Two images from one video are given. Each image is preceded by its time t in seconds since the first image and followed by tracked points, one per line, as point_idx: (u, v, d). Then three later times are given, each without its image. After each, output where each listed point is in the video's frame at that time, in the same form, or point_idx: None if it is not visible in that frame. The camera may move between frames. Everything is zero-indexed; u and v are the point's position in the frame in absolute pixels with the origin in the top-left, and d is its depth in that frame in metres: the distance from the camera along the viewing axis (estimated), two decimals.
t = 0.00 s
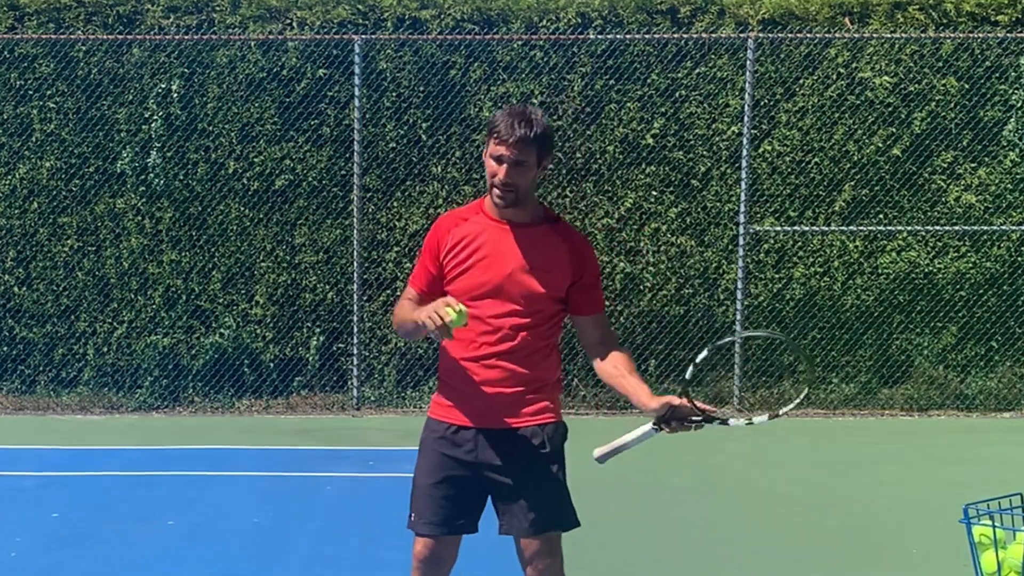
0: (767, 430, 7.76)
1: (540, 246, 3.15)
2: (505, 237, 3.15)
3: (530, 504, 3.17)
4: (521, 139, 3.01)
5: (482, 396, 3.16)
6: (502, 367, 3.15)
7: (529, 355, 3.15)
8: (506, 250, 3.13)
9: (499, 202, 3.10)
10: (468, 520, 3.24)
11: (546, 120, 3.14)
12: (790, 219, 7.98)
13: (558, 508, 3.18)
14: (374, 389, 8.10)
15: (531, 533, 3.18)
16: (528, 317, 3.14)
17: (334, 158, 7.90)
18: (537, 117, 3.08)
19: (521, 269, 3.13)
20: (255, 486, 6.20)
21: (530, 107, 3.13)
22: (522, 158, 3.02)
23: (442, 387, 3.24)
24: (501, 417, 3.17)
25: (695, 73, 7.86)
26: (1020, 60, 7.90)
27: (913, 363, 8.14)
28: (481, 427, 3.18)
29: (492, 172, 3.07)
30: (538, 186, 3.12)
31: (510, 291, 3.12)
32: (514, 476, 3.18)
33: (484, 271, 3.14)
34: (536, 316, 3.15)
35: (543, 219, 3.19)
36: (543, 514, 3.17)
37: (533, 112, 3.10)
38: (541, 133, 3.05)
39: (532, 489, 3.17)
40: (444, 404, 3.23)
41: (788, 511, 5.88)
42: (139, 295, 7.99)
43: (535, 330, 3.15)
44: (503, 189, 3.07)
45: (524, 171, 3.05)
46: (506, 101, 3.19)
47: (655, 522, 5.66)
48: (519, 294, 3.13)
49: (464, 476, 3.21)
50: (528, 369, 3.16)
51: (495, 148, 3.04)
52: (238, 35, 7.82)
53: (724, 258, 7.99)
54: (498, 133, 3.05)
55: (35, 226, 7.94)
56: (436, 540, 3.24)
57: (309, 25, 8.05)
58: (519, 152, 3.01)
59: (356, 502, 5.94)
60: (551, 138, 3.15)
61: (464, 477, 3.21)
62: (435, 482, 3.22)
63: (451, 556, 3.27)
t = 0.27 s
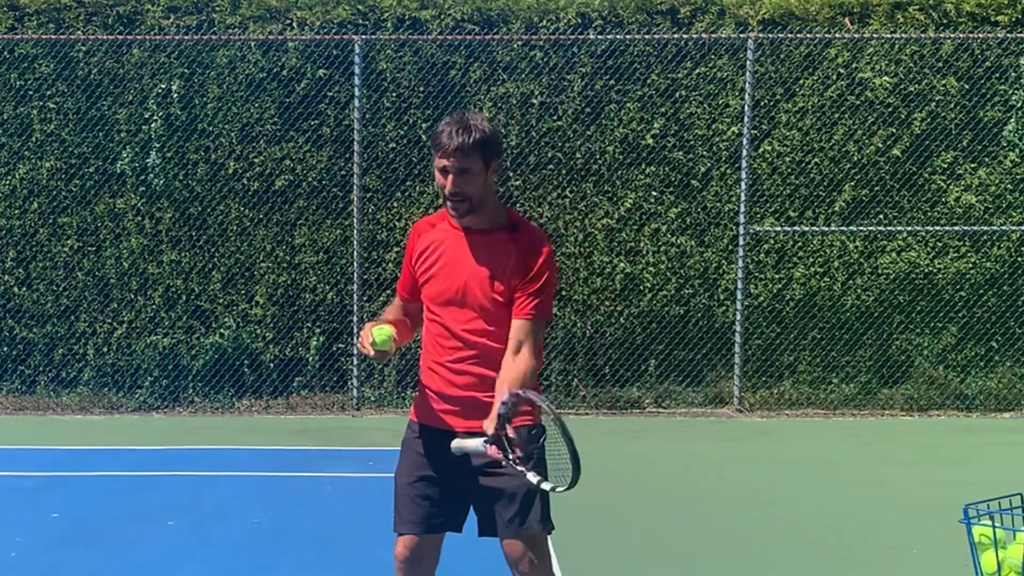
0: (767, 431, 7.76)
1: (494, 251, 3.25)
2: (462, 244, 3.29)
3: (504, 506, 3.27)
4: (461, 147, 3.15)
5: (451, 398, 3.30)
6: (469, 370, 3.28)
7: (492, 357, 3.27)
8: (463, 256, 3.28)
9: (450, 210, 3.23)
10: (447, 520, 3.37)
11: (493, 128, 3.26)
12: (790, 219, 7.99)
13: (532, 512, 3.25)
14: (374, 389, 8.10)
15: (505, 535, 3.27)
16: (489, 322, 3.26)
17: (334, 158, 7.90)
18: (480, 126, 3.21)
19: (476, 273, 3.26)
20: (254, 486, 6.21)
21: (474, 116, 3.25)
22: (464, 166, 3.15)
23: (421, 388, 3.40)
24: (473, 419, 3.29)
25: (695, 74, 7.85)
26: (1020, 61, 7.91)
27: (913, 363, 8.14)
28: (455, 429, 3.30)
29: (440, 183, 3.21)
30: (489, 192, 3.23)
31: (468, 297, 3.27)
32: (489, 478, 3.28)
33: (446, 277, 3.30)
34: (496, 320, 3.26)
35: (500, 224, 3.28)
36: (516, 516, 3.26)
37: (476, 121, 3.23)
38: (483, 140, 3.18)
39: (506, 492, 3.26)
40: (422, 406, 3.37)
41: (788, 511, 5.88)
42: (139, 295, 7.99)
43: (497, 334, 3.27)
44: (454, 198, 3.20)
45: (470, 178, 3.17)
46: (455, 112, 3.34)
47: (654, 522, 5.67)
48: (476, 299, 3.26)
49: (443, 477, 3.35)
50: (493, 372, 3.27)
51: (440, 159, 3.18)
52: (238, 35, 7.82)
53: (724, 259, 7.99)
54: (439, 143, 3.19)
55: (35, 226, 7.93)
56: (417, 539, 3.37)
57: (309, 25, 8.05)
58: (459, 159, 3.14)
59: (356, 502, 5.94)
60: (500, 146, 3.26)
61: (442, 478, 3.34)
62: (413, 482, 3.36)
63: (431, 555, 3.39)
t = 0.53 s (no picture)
0: (767, 431, 7.76)
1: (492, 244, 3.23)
2: (463, 239, 3.29)
3: (506, 508, 3.23)
4: (460, 135, 3.16)
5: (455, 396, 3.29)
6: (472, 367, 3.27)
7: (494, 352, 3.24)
8: (463, 250, 3.28)
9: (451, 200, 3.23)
10: (452, 520, 3.35)
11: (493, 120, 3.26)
12: (790, 219, 7.99)
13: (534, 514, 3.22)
14: (374, 389, 8.10)
15: (508, 536, 3.24)
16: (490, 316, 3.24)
17: (334, 158, 7.90)
18: (478, 116, 3.22)
19: (476, 266, 3.25)
20: (255, 486, 6.20)
21: (475, 108, 3.27)
22: (463, 153, 3.16)
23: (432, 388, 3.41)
24: (476, 417, 3.26)
25: (695, 73, 7.86)
26: (1020, 61, 7.91)
27: (913, 363, 8.14)
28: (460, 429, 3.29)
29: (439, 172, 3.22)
30: (489, 182, 3.23)
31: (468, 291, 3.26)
32: (492, 478, 3.25)
33: (448, 272, 3.30)
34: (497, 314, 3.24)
35: (501, 215, 3.26)
36: (518, 518, 3.22)
37: (477, 111, 3.24)
38: (482, 129, 3.18)
39: (508, 493, 3.23)
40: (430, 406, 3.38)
41: (788, 511, 5.88)
42: (139, 295, 7.98)
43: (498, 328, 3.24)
44: (453, 186, 3.20)
45: (469, 166, 3.17)
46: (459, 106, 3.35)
47: (654, 522, 5.66)
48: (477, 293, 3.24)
49: (447, 477, 3.33)
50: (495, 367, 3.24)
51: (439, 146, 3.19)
52: (238, 35, 7.82)
53: (724, 258, 7.99)
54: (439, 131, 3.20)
55: (35, 226, 7.93)
56: (419, 540, 3.35)
57: (309, 25, 8.05)
58: (458, 146, 3.16)
59: (356, 501, 5.94)
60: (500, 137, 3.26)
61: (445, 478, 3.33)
62: (417, 481, 3.35)
63: (435, 556, 3.37)
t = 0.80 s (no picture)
0: (767, 430, 7.76)
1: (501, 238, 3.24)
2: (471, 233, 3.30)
3: (515, 509, 3.23)
4: (472, 127, 3.19)
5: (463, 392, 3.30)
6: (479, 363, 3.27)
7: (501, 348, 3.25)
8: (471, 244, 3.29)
9: (457, 192, 3.25)
10: (460, 520, 3.35)
11: (509, 118, 3.29)
12: (790, 219, 7.98)
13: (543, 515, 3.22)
14: (374, 389, 8.10)
15: (516, 537, 3.25)
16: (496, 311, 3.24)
17: (334, 158, 7.90)
18: (494, 112, 3.25)
19: (483, 261, 3.25)
20: (255, 486, 6.21)
21: (493, 104, 3.30)
22: (471, 145, 3.18)
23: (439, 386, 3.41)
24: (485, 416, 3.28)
25: (695, 74, 7.86)
26: (1020, 61, 7.91)
27: (913, 363, 8.14)
28: (468, 428, 3.30)
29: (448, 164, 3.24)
30: (496, 177, 3.24)
31: (475, 285, 3.26)
32: (501, 479, 3.25)
33: (456, 266, 3.31)
34: (505, 309, 3.24)
35: (509, 211, 3.27)
36: (526, 519, 3.22)
37: (493, 107, 3.27)
38: (495, 124, 3.21)
39: (517, 494, 3.23)
40: (437, 405, 3.38)
41: (788, 511, 5.88)
42: (139, 295, 7.99)
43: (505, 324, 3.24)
44: (459, 178, 3.22)
45: (476, 159, 3.19)
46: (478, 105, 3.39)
47: (654, 522, 5.66)
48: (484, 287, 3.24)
49: (455, 477, 3.33)
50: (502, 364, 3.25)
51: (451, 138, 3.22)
52: (238, 35, 7.82)
53: (724, 259, 7.99)
54: (453, 123, 3.24)
55: (35, 226, 7.93)
56: (426, 540, 3.35)
57: (309, 25, 8.04)
58: (467, 142, 3.18)
59: (357, 502, 5.94)
60: (515, 135, 3.29)
61: (454, 479, 3.32)
62: (425, 481, 3.35)
63: (443, 555, 3.38)
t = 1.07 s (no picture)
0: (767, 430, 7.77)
1: (503, 244, 3.25)
2: (469, 239, 3.30)
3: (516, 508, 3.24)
4: (463, 139, 3.20)
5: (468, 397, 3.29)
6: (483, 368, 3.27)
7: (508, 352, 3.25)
8: (471, 250, 3.28)
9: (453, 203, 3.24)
10: (459, 521, 3.35)
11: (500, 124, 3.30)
12: (790, 219, 7.98)
13: (544, 515, 3.23)
14: (374, 389, 8.11)
15: (517, 537, 3.25)
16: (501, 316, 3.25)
17: (334, 158, 7.90)
18: (486, 119, 3.25)
19: (486, 266, 3.26)
20: (255, 486, 6.21)
21: (482, 112, 3.30)
22: (464, 156, 3.19)
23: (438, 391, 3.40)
24: (489, 420, 3.28)
25: (695, 73, 7.86)
26: (1020, 61, 7.91)
27: (913, 363, 8.14)
28: (470, 430, 3.29)
29: (443, 175, 3.24)
30: (493, 185, 3.24)
31: (478, 290, 3.26)
32: (503, 478, 3.25)
33: (455, 272, 3.31)
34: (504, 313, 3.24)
35: (510, 217, 3.28)
36: (528, 520, 3.23)
37: (483, 115, 3.27)
38: (486, 132, 3.21)
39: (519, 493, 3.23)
40: (438, 407, 3.39)
41: (788, 511, 5.88)
42: (139, 295, 7.99)
43: (510, 327, 3.25)
44: (454, 190, 3.21)
45: (471, 168, 3.19)
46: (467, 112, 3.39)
47: (654, 522, 5.67)
48: (488, 292, 3.25)
49: (456, 478, 3.32)
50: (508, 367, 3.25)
51: (444, 149, 3.22)
52: (238, 35, 7.83)
53: (724, 259, 7.99)
54: (445, 134, 3.24)
55: (35, 226, 7.93)
56: (426, 541, 3.34)
57: (309, 25, 8.04)
58: (460, 151, 3.19)
59: (357, 502, 5.94)
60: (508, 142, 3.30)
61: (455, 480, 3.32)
62: (426, 482, 3.34)
63: (441, 555, 3.37)
